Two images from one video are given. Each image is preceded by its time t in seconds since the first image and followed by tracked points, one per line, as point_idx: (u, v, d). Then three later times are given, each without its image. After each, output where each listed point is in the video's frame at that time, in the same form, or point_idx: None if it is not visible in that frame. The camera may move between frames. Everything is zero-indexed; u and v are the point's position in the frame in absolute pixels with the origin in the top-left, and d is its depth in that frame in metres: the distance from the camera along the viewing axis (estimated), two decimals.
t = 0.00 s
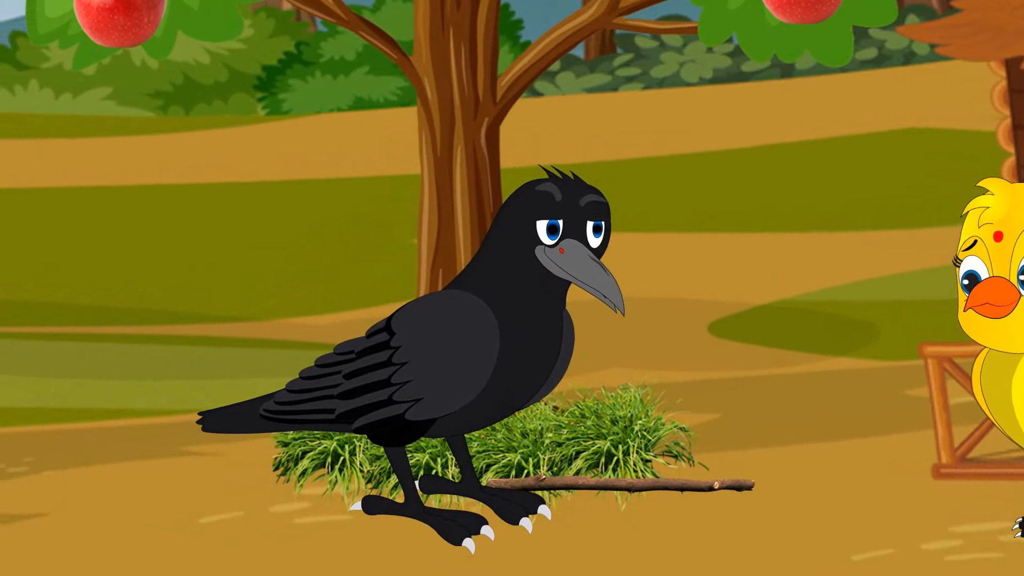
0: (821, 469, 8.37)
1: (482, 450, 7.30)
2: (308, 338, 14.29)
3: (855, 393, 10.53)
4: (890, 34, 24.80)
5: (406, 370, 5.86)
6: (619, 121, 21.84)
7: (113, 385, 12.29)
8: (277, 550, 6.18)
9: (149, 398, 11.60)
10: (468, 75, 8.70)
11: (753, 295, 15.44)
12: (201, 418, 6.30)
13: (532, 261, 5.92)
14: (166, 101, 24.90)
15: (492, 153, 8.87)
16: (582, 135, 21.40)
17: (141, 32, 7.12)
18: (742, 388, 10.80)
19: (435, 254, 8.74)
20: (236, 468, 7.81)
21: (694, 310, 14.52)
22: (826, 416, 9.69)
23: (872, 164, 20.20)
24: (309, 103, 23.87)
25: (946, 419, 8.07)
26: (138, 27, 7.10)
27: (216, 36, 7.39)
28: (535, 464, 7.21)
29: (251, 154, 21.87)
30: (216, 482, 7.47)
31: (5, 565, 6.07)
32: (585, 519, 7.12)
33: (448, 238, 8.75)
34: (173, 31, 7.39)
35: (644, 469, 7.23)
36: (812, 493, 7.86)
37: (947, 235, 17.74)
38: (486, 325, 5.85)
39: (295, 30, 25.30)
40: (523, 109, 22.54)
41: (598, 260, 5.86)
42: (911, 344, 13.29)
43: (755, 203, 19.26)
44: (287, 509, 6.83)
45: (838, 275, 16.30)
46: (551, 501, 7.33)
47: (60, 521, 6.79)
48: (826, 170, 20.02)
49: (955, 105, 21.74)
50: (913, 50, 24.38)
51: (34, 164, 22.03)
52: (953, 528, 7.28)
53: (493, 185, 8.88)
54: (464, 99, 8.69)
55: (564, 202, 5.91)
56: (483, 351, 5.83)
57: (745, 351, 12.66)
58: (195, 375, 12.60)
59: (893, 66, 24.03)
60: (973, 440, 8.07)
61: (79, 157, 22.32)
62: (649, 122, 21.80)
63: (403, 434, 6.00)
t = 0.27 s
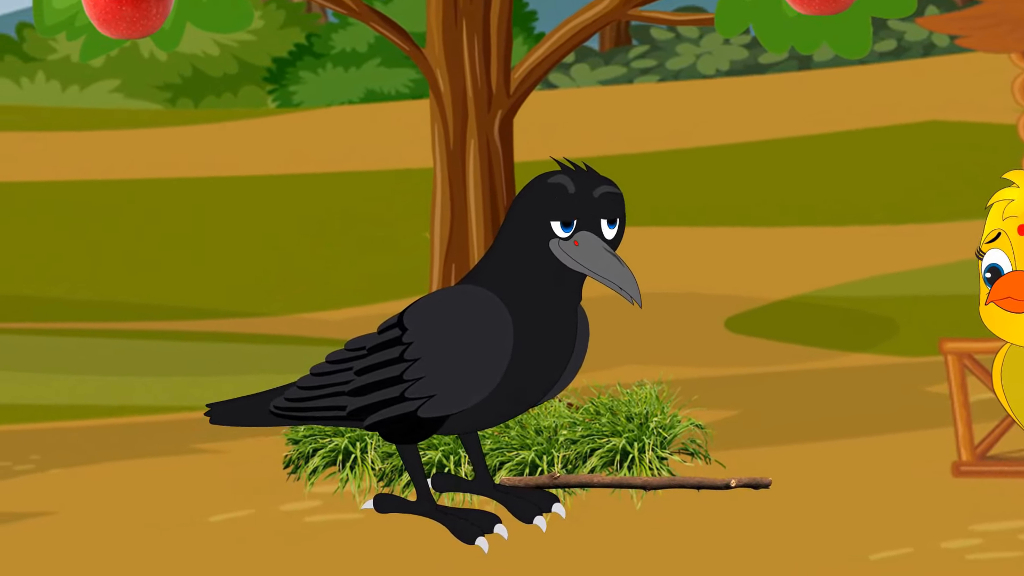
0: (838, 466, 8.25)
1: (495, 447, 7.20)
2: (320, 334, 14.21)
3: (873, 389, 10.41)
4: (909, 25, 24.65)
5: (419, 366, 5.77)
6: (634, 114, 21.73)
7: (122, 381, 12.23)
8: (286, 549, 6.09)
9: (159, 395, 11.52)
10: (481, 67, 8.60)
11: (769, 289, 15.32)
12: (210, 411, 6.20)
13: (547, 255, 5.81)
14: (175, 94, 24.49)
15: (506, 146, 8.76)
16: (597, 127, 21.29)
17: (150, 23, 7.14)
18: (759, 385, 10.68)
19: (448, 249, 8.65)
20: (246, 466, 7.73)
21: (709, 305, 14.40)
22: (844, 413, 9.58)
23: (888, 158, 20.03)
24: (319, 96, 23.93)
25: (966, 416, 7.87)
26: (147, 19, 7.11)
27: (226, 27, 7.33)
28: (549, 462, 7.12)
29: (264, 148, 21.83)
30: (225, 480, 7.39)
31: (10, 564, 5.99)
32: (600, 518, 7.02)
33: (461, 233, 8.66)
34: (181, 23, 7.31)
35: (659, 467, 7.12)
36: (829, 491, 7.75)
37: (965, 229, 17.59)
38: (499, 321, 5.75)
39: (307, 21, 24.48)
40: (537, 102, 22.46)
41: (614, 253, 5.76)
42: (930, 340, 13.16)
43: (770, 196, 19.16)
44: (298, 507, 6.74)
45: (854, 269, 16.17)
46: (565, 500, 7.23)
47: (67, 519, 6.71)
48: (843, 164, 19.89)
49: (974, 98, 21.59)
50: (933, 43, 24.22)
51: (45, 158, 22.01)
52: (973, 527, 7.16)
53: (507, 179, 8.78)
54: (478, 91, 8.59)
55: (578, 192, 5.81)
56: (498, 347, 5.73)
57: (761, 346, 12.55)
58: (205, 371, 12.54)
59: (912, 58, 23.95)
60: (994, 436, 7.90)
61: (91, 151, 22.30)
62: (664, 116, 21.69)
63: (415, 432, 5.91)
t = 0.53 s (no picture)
0: (856, 464, 8.14)
1: (509, 445, 7.11)
2: (331, 329, 14.11)
3: (891, 387, 10.28)
4: (928, 16, 24.45)
5: (431, 363, 5.67)
6: (649, 107, 21.59)
7: (130, 376, 12.17)
8: (297, 549, 6.00)
9: (168, 391, 11.44)
10: (494, 59, 8.49)
11: (784, 284, 15.19)
12: (219, 402, 6.11)
13: (561, 249, 5.71)
14: (183, 86, 24.77)
15: (519, 139, 8.66)
16: (611, 119, 21.16)
17: (158, 15, 7.11)
18: (775, 382, 10.55)
19: (461, 244, 8.56)
20: (256, 464, 7.65)
21: (724, 301, 14.27)
22: (863, 410, 9.46)
23: (905, 153, 19.86)
24: (331, 88, 23.74)
25: (987, 412, 7.75)
26: (155, 11, 7.09)
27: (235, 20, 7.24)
28: (563, 460, 7.02)
29: (276, 142, 21.76)
30: (235, 478, 7.31)
31: (19, 564, 5.90)
32: (616, 516, 6.92)
33: (474, 227, 8.56)
34: (189, 15, 7.18)
35: (675, 465, 7.02)
36: (847, 489, 7.64)
37: (983, 224, 17.44)
38: (513, 316, 5.65)
39: (317, 12, 24.31)
40: (551, 95, 22.35)
41: (629, 244, 5.65)
42: (950, 336, 13.03)
43: (786, 190, 19.02)
44: (308, 506, 6.66)
45: (871, 264, 16.02)
46: (580, 498, 7.14)
47: (74, 518, 6.63)
48: (860, 159, 19.74)
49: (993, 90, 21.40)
50: (952, 34, 24.02)
51: (57, 153, 21.98)
52: (994, 525, 7.04)
53: (520, 173, 8.68)
54: (491, 83, 8.49)
55: (591, 184, 5.70)
56: (511, 343, 5.64)
57: (778, 342, 12.43)
58: (212, 366, 12.48)
59: (931, 50, 23.71)
60: (1015, 434, 7.78)
61: (103, 147, 22.27)
62: (679, 109, 21.55)
63: (428, 429, 5.81)
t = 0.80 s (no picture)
0: (873, 461, 8.03)
1: (522, 443, 7.02)
2: (343, 325, 14.04)
3: (910, 383, 10.15)
4: (947, 8, 24.26)
5: (444, 359, 5.58)
6: (663, 100, 21.46)
7: (137, 372, 12.12)
8: (306, 548, 5.92)
9: (178, 388, 11.38)
10: (507, 52, 8.39)
11: (800, 279, 15.07)
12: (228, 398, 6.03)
13: (575, 243, 5.61)
14: (192, 79, 24.56)
15: (532, 133, 8.57)
16: (625, 111, 21.02)
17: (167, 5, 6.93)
18: (792, 378, 10.44)
19: (474, 240, 8.48)
20: (266, 462, 7.57)
21: (738, 297, 14.15)
22: (881, 407, 9.35)
23: (920, 149, 19.68)
24: (342, 79, 23.61)
25: (1006, 410, 7.58)
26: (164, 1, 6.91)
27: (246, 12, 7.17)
28: (577, 457, 6.92)
29: (288, 135, 21.68)
30: (244, 476, 7.23)
31: (25, 564, 5.84)
32: (630, 515, 6.82)
33: (486, 222, 8.48)
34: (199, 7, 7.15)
35: (690, 463, 6.92)
36: (864, 487, 7.53)
37: (1000, 220, 17.29)
38: (527, 312, 5.55)
39: (328, 5, 24.52)
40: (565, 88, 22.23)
41: (644, 238, 5.54)
42: (969, 332, 12.89)
43: (801, 184, 18.89)
44: (319, 504, 6.59)
45: (887, 260, 15.90)
46: (594, 496, 7.04)
47: (82, 517, 6.56)
48: (876, 155, 19.60)
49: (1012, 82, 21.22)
50: (971, 26, 23.83)
51: (67, 147, 21.96)
52: (1015, 524, 6.92)
53: (534, 168, 8.59)
54: (504, 76, 8.39)
55: (605, 177, 5.59)
56: (525, 339, 5.54)
57: (794, 338, 12.32)
58: (220, 361, 12.42)
59: (950, 42, 23.51)
60: None
61: (114, 140, 22.24)
62: (694, 102, 21.42)
63: (440, 427, 5.72)
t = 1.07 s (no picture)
0: (891, 459, 7.93)
1: (535, 440, 6.93)
2: (354, 321, 13.96)
3: (929, 379, 10.04)
4: None
5: (456, 355, 5.49)
6: (678, 93, 21.33)
7: (146, 368, 12.06)
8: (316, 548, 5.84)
9: (188, 384, 11.32)
10: (521, 44, 8.30)
11: (815, 274, 14.94)
12: (238, 399, 5.95)
13: (589, 240, 5.52)
14: (201, 71, 24.72)
15: (546, 126, 8.47)
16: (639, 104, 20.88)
17: None
18: (809, 375, 10.33)
19: (486, 235, 8.36)
20: (276, 460, 7.50)
21: (751, 292, 14.05)
22: (902, 404, 9.23)
23: (936, 143, 19.54)
24: (351, 73, 23.69)
25: None
26: None
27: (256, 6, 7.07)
28: (592, 455, 6.83)
29: (299, 128, 21.61)
30: (254, 474, 7.16)
31: (31, 564, 5.77)
32: (645, 513, 6.72)
33: (499, 216, 8.37)
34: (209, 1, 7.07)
35: (706, 461, 6.82)
36: (883, 485, 7.41)
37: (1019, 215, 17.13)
38: (540, 308, 5.46)
39: None
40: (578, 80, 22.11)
41: (659, 236, 5.45)
42: (988, 328, 12.75)
43: (816, 178, 18.75)
44: (329, 503, 6.50)
45: (904, 255, 15.76)
46: (608, 494, 6.95)
47: (89, 515, 6.50)
48: (893, 150, 19.45)
49: None
50: (991, 18, 23.62)
51: (77, 139, 21.92)
52: None
53: (547, 161, 8.48)
54: (517, 68, 8.30)
55: (621, 174, 5.50)
56: (538, 335, 5.44)
57: (811, 334, 12.21)
58: (229, 358, 12.37)
59: (970, 33, 23.32)
60: None
61: (125, 133, 22.21)
62: (708, 95, 21.29)
63: (452, 424, 5.63)
